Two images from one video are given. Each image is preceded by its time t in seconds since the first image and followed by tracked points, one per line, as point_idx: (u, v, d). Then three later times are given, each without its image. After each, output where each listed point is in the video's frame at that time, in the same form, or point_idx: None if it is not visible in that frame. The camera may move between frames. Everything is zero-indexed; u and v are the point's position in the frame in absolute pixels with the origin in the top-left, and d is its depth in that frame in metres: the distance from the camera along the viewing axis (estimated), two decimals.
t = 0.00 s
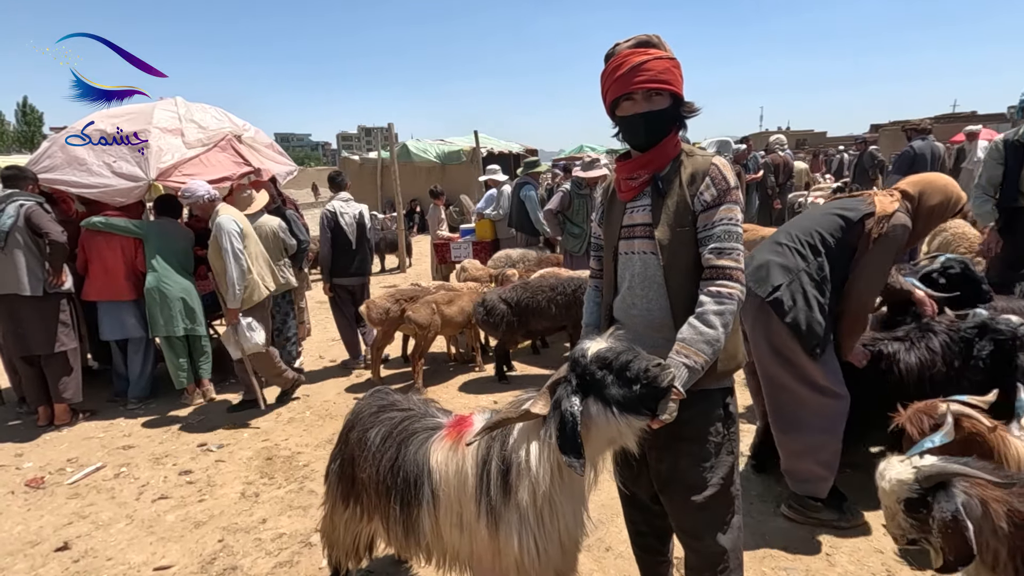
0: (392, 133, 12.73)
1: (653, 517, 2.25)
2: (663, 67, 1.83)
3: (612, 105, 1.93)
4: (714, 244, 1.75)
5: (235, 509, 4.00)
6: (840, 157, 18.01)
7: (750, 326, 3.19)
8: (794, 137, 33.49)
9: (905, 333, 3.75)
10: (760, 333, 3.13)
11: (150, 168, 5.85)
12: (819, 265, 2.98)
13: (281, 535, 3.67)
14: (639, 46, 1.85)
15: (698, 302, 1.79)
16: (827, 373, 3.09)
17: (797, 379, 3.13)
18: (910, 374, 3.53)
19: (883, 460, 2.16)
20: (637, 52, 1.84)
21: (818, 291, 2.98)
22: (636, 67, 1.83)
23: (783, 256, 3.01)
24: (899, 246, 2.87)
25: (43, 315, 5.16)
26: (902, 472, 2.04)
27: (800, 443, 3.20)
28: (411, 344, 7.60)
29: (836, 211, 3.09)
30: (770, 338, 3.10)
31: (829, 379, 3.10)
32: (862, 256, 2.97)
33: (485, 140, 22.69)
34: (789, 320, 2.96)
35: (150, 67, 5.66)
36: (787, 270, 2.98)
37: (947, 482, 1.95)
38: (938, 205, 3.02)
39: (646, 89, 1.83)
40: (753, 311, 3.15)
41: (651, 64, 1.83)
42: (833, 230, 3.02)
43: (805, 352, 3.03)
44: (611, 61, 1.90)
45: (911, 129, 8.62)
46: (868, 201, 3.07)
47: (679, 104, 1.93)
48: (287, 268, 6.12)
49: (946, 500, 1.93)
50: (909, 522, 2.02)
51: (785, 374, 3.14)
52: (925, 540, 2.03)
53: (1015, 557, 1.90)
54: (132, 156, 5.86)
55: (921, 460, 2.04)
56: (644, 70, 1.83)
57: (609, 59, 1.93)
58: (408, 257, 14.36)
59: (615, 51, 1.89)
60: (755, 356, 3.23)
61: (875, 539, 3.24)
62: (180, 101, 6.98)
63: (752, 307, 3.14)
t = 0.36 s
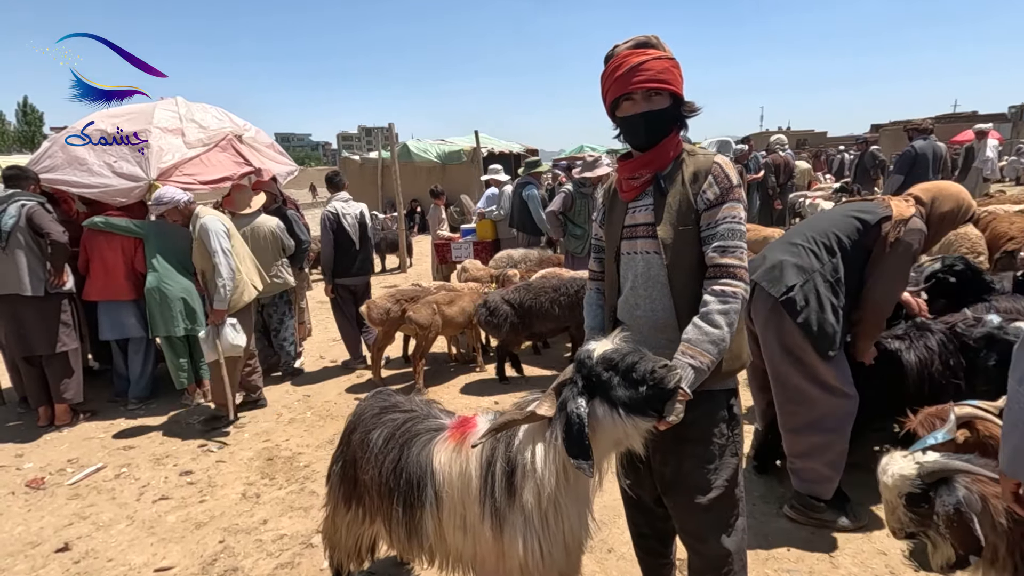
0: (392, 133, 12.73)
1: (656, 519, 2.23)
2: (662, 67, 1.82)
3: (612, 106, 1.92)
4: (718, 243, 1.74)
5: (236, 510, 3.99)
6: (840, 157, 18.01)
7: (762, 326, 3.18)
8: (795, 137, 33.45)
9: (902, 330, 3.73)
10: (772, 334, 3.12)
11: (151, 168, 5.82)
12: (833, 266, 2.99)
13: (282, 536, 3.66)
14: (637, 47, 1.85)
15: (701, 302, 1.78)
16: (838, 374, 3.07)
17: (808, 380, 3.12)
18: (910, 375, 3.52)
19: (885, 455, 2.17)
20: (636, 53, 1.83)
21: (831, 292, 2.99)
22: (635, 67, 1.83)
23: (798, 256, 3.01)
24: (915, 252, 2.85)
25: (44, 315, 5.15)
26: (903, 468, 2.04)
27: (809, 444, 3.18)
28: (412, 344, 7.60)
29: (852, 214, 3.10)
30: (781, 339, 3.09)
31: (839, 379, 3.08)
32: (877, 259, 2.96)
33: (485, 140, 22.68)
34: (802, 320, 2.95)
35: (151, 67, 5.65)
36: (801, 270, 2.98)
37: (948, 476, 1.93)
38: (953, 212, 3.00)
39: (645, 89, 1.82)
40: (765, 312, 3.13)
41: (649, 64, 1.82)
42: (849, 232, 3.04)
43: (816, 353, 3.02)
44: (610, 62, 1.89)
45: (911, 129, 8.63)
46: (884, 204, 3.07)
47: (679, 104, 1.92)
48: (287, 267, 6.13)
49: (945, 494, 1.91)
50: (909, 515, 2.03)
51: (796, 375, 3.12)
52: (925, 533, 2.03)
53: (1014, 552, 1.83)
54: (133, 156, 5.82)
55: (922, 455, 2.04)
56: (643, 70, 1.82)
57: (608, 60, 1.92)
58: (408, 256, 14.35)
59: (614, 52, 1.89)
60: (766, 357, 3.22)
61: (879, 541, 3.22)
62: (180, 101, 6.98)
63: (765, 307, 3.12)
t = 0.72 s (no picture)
0: (393, 133, 12.72)
1: (659, 521, 2.23)
2: (656, 68, 1.82)
3: (607, 109, 1.92)
4: (719, 243, 1.74)
5: (236, 511, 3.99)
6: (840, 157, 18.04)
7: (763, 320, 3.16)
8: (796, 137, 33.47)
9: (903, 327, 3.75)
10: (773, 327, 3.09)
11: (151, 168, 5.89)
12: (838, 262, 3.00)
13: (282, 537, 3.66)
14: (630, 51, 1.85)
15: (705, 302, 1.77)
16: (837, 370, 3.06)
17: (806, 374, 3.10)
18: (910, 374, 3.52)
19: (883, 456, 2.05)
20: (629, 56, 1.83)
21: (834, 288, 2.99)
22: (629, 70, 1.83)
23: (804, 252, 3.01)
24: (918, 253, 2.87)
25: (43, 316, 5.14)
26: (901, 468, 1.94)
27: (805, 441, 3.18)
28: (412, 345, 7.59)
29: (858, 212, 3.11)
30: (783, 333, 3.06)
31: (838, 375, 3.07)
32: (881, 258, 2.97)
33: (485, 140, 22.68)
34: (803, 314, 2.94)
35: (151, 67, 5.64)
36: (806, 265, 2.98)
37: (948, 478, 1.87)
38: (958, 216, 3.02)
39: (640, 91, 1.82)
40: (768, 306, 3.10)
41: (643, 66, 1.82)
42: (856, 231, 3.03)
43: (816, 348, 3.00)
44: (604, 67, 1.90)
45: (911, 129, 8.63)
46: (890, 205, 3.08)
47: (674, 105, 1.91)
48: (281, 267, 6.20)
49: (947, 497, 1.85)
50: (909, 516, 1.92)
51: (796, 371, 3.10)
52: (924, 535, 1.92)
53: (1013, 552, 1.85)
54: (133, 157, 5.92)
55: (923, 457, 1.94)
56: (637, 73, 1.82)
57: (602, 65, 1.92)
58: (408, 257, 14.35)
59: (607, 57, 1.89)
60: (766, 352, 3.19)
61: (880, 542, 3.21)
62: (180, 101, 6.97)
63: (767, 300, 3.10)
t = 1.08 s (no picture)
0: (391, 133, 12.72)
1: (658, 522, 2.22)
2: (642, 69, 1.81)
3: (597, 115, 1.91)
4: (718, 242, 1.73)
5: (234, 512, 3.97)
6: (839, 157, 18.06)
7: (765, 312, 3.15)
8: (795, 137, 33.50)
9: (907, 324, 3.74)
10: (774, 318, 3.07)
11: (148, 168, 5.78)
12: (839, 256, 3.02)
13: (280, 539, 3.65)
14: (614, 56, 1.85)
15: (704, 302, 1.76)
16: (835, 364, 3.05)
17: (803, 366, 3.08)
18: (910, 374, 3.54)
19: (879, 458, 2.02)
20: (613, 61, 1.83)
21: (836, 282, 3.01)
22: (615, 74, 1.82)
23: (806, 245, 3.04)
24: (920, 249, 2.86)
25: (40, 317, 5.13)
26: (900, 469, 1.91)
27: (800, 436, 3.15)
28: (411, 346, 7.58)
29: (861, 209, 3.13)
30: (783, 325, 3.05)
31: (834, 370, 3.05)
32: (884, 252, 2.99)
33: (484, 140, 22.67)
34: (803, 306, 2.94)
35: (150, 67, 5.63)
36: (808, 258, 2.99)
37: (947, 477, 1.86)
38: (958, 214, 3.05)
39: (627, 93, 1.81)
40: (769, 298, 3.11)
41: (629, 69, 1.81)
42: (859, 226, 3.06)
43: (816, 340, 2.99)
44: (591, 74, 1.90)
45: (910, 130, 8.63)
46: (892, 204, 3.11)
47: (664, 105, 1.91)
48: (276, 268, 6.17)
49: (947, 497, 1.84)
50: (910, 519, 1.89)
51: (796, 365, 3.08)
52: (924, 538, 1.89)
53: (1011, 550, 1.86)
54: (129, 157, 5.81)
55: (921, 457, 1.91)
56: (623, 77, 1.81)
57: (588, 72, 1.93)
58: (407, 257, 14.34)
59: (593, 64, 1.89)
60: (766, 347, 3.17)
61: (879, 543, 3.20)
62: (179, 101, 6.96)
63: (768, 293, 3.11)
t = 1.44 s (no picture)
0: (390, 134, 12.70)
1: (654, 523, 2.23)
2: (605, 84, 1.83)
3: (583, 134, 1.98)
4: (719, 244, 1.73)
5: (231, 514, 3.97)
6: (839, 158, 18.08)
7: (775, 313, 3.25)
8: (794, 138, 33.47)
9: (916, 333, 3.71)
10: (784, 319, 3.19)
11: (147, 169, 5.77)
12: (851, 255, 3.03)
13: (277, 540, 3.64)
14: (581, 77, 1.89)
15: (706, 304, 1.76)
16: (857, 355, 3.09)
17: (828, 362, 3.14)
18: (915, 380, 3.52)
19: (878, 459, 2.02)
20: (579, 85, 1.88)
21: (846, 281, 3.02)
22: (582, 97, 1.87)
23: (815, 245, 3.11)
24: (936, 247, 2.84)
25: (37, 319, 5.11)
26: (900, 471, 1.91)
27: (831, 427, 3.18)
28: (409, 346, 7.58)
29: (875, 210, 3.13)
30: (794, 324, 3.16)
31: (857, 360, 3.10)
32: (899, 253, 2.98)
33: (482, 141, 22.65)
34: (814, 304, 2.98)
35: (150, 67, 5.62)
36: (818, 258, 3.06)
37: (945, 478, 1.87)
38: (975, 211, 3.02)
39: (596, 113, 1.85)
40: (779, 297, 3.21)
41: (592, 88, 1.84)
42: (871, 226, 3.06)
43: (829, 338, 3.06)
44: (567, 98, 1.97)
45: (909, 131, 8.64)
46: (907, 204, 3.10)
47: (641, 107, 1.87)
48: (272, 269, 6.16)
49: (944, 499, 1.84)
50: (909, 522, 1.89)
51: (815, 360, 3.16)
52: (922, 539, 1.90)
53: (1012, 552, 1.84)
54: (128, 158, 5.82)
55: (920, 459, 1.92)
56: (583, 101, 1.87)
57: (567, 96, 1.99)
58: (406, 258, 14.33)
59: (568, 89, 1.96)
60: (784, 346, 3.27)
61: (876, 543, 3.20)
62: (177, 102, 6.95)
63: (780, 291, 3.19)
